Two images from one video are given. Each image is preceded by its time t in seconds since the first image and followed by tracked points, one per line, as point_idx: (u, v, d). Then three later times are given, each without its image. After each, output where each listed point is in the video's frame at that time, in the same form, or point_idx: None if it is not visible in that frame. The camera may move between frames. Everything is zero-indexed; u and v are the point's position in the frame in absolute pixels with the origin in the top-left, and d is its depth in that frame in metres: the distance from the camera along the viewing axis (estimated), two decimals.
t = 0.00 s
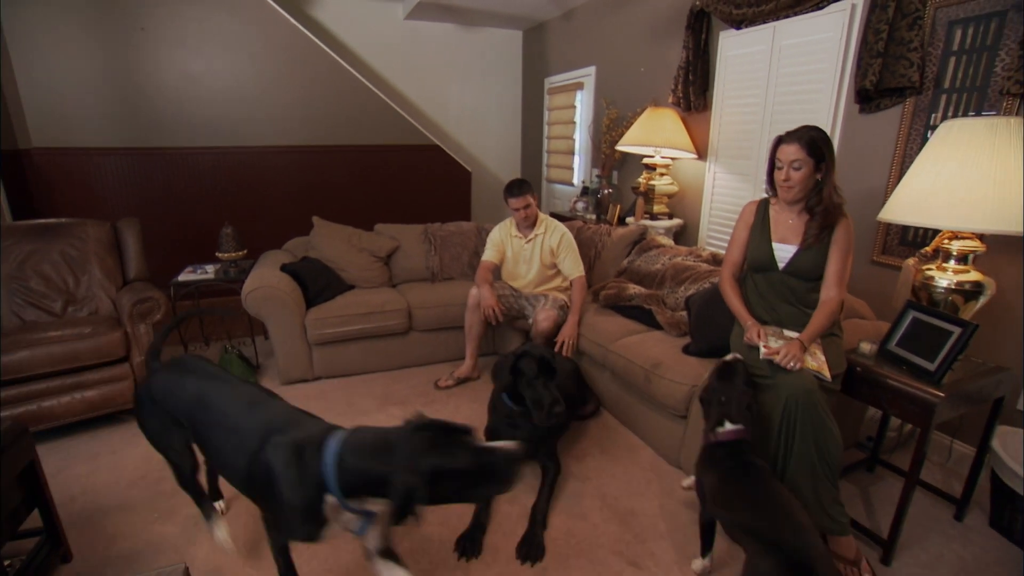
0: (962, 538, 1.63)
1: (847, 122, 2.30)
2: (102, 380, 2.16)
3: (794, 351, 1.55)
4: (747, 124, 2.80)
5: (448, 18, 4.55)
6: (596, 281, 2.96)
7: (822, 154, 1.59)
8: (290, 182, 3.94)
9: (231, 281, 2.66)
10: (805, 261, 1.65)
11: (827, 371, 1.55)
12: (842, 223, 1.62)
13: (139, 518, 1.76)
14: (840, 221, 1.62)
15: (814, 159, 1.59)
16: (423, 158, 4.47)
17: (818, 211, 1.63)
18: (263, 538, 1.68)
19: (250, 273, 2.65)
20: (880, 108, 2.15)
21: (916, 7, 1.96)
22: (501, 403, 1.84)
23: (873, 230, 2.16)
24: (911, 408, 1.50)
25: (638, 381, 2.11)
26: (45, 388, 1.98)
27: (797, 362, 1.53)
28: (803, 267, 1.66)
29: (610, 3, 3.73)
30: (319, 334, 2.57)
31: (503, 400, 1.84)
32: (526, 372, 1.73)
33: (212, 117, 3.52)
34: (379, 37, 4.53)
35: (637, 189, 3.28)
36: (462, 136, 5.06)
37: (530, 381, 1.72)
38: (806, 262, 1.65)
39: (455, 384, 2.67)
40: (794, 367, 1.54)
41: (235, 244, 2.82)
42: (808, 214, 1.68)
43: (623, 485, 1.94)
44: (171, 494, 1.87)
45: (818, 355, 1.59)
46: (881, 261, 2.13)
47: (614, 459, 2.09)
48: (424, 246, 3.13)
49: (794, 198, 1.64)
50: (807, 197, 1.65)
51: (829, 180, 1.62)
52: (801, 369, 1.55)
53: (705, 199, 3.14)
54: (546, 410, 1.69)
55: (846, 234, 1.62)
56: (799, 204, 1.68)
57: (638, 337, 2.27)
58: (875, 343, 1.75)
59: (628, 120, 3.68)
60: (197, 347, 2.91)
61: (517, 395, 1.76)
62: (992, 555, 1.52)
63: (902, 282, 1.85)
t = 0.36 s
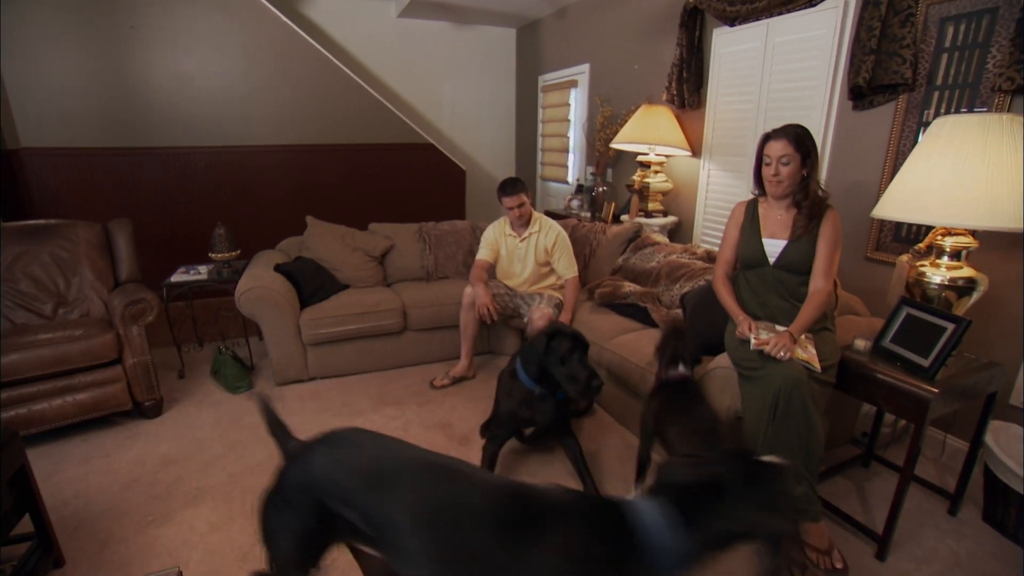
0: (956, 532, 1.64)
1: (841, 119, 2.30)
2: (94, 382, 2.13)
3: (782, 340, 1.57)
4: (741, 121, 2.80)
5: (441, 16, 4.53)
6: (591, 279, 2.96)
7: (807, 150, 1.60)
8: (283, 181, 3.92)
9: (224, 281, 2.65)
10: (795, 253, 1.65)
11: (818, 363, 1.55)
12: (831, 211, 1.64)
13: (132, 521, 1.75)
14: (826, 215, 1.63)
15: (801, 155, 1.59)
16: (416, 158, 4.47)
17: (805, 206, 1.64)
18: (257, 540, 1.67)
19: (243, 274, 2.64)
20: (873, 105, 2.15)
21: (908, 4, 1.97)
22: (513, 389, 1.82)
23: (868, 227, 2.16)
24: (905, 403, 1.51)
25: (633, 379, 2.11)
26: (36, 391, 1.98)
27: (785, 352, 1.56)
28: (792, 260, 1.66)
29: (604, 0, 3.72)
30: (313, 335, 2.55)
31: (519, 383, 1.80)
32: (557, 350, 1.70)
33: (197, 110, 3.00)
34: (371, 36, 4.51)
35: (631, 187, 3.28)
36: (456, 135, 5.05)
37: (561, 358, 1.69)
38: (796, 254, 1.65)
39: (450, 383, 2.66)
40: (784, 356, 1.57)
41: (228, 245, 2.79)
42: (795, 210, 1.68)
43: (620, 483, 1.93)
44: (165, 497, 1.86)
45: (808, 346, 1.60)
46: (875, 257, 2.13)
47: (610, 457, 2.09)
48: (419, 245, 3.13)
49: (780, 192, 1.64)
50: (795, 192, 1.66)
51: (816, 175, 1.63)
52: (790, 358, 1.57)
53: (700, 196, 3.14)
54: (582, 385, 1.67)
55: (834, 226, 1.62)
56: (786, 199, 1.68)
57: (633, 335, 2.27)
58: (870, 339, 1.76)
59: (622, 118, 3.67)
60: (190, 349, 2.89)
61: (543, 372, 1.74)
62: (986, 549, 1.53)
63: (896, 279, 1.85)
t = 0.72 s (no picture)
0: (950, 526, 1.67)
1: (834, 119, 2.33)
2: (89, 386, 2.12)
3: (779, 338, 1.58)
4: (736, 121, 2.82)
5: (434, 16, 4.52)
6: (587, 278, 2.98)
7: (800, 150, 1.61)
8: (278, 182, 3.90)
9: (219, 284, 2.62)
10: (789, 251, 1.67)
11: (815, 358, 1.55)
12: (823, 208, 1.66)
13: (130, 525, 1.74)
14: (818, 211, 1.66)
15: (792, 154, 1.60)
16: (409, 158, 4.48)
17: (796, 203, 1.66)
18: (258, 544, 1.66)
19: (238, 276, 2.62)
20: (866, 105, 2.19)
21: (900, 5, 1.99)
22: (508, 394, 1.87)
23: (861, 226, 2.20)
24: (900, 399, 1.59)
25: (632, 377, 2.12)
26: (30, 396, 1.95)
27: (784, 347, 1.57)
28: (786, 258, 1.68)
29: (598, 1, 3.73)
30: (310, 336, 2.55)
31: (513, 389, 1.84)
32: (542, 347, 1.74)
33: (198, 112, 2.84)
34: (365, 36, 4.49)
35: (627, 186, 3.30)
36: (451, 135, 5.05)
37: (547, 356, 1.73)
38: (790, 251, 1.67)
39: (448, 384, 2.66)
40: (783, 352, 1.58)
41: (223, 246, 2.77)
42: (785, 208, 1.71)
43: (620, 481, 1.95)
44: (164, 500, 1.85)
45: (806, 342, 1.60)
46: (871, 255, 2.08)
47: (610, 455, 2.11)
48: (415, 246, 3.12)
49: (771, 191, 1.66)
50: (785, 192, 1.67)
51: (807, 174, 1.65)
52: (789, 354, 1.58)
53: (695, 196, 3.17)
54: (569, 377, 1.70)
55: (828, 221, 1.64)
56: (777, 200, 1.70)
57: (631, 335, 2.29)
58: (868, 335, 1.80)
59: (617, 118, 3.69)
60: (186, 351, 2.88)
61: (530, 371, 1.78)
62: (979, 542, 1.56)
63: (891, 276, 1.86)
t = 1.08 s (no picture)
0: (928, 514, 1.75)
1: (817, 122, 2.40)
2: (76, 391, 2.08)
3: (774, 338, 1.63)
4: (720, 124, 2.89)
5: (420, 17, 4.52)
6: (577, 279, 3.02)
7: (793, 156, 1.66)
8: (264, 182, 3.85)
9: (207, 286, 2.60)
10: (780, 257, 1.74)
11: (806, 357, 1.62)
12: (814, 215, 1.71)
13: (123, 532, 1.71)
14: (810, 217, 1.71)
15: (787, 161, 1.65)
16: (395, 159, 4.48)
17: (788, 209, 1.71)
18: (256, 547, 1.65)
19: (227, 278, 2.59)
20: (846, 110, 2.26)
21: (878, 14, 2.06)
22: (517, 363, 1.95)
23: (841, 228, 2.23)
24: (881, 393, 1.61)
25: (624, 376, 2.16)
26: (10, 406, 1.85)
27: (777, 346, 1.62)
28: (779, 262, 1.74)
29: (584, 4, 3.78)
30: (301, 338, 2.54)
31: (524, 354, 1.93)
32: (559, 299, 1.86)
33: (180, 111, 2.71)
34: (350, 36, 4.47)
35: (614, 187, 3.35)
36: (436, 136, 5.05)
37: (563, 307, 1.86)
38: (781, 257, 1.74)
39: (440, 385, 2.67)
40: (776, 351, 1.62)
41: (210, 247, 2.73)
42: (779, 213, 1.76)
43: (614, 478, 1.99)
44: (156, 506, 1.82)
45: (796, 341, 1.67)
46: (853, 255, 2.15)
47: (603, 452, 2.15)
48: (404, 247, 3.12)
49: (767, 198, 1.72)
50: (779, 197, 1.73)
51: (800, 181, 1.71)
52: (782, 352, 1.63)
53: (681, 197, 3.23)
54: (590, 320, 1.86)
55: (817, 228, 1.71)
56: (771, 205, 1.75)
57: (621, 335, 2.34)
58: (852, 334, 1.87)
59: (603, 120, 3.73)
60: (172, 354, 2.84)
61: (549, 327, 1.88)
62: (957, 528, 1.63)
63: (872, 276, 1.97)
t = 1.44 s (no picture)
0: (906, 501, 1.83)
1: (796, 126, 2.48)
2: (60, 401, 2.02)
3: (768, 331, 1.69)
4: (703, 127, 2.96)
5: (402, 21, 4.53)
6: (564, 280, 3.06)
7: (790, 162, 1.73)
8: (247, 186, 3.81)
9: (193, 291, 2.57)
10: (773, 262, 1.79)
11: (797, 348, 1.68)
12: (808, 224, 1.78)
13: (114, 543, 1.68)
14: (805, 223, 1.78)
15: (785, 168, 1.73)
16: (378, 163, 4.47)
17: (785, 214, 1.78)
18: (253, 553, 1.64)
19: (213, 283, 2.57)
20: (824, 114, 2.33)
21: (851, 23, 2.17)
22: (544, 346, 2.01)
23: (822, 225, 2.35)
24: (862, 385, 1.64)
25: (614, 375, 2.21)
26: None
27: (769, 338, 1.68)
28: (772, 266, 1.80)
29: (567, 10, 3.83)
30: (290, 343, 2.52)
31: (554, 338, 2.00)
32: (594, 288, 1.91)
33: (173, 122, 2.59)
34: (332, 39, 4.45)
35: (599, 190, 3.40)
36: (419, 140, 5.05)
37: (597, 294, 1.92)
38: (773, 262, 1.80)
39: (430, 388, 2.68)
40: (767, 342, 1.68)
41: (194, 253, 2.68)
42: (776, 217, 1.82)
43: (606, 475, 2.03)
44: (147, 515, 1.79)
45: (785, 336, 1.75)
46: (831, 255, 2.31)
47: (595, 451, 2.18)
48: (391, 251, 3.13)
49: (765, 203, 1.78)
50: (779, 202, 1.79)
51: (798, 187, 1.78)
52: (774, 344, 1.69)
53: (664, 200, 3.29)
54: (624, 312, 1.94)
55: (812, 235, 1.77)
56: (769, 209, 1.82)
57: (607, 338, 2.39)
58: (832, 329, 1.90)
59: (586, 124, 3.79)
60: (156, 362, 2.78)
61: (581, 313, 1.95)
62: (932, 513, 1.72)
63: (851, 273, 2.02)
